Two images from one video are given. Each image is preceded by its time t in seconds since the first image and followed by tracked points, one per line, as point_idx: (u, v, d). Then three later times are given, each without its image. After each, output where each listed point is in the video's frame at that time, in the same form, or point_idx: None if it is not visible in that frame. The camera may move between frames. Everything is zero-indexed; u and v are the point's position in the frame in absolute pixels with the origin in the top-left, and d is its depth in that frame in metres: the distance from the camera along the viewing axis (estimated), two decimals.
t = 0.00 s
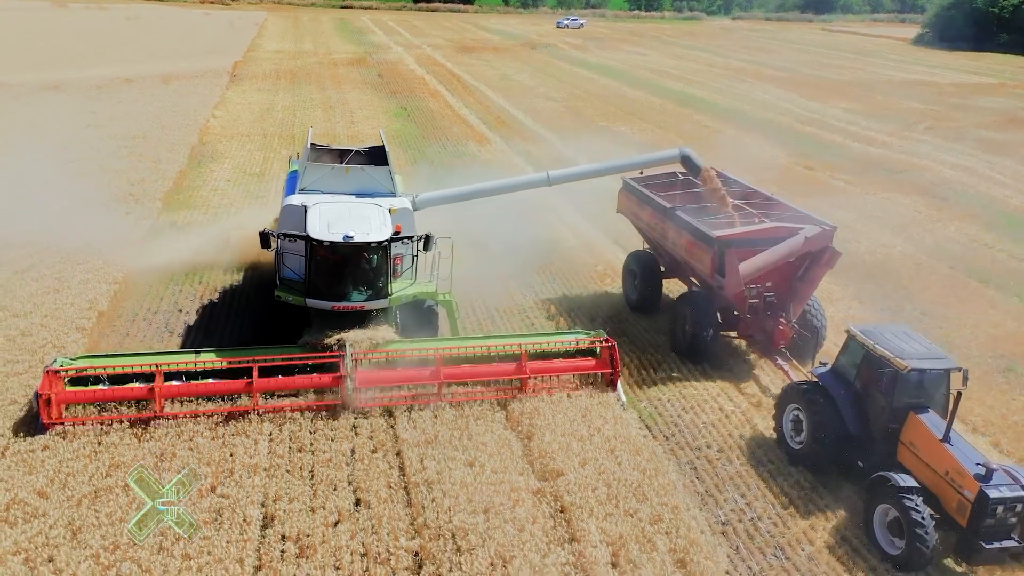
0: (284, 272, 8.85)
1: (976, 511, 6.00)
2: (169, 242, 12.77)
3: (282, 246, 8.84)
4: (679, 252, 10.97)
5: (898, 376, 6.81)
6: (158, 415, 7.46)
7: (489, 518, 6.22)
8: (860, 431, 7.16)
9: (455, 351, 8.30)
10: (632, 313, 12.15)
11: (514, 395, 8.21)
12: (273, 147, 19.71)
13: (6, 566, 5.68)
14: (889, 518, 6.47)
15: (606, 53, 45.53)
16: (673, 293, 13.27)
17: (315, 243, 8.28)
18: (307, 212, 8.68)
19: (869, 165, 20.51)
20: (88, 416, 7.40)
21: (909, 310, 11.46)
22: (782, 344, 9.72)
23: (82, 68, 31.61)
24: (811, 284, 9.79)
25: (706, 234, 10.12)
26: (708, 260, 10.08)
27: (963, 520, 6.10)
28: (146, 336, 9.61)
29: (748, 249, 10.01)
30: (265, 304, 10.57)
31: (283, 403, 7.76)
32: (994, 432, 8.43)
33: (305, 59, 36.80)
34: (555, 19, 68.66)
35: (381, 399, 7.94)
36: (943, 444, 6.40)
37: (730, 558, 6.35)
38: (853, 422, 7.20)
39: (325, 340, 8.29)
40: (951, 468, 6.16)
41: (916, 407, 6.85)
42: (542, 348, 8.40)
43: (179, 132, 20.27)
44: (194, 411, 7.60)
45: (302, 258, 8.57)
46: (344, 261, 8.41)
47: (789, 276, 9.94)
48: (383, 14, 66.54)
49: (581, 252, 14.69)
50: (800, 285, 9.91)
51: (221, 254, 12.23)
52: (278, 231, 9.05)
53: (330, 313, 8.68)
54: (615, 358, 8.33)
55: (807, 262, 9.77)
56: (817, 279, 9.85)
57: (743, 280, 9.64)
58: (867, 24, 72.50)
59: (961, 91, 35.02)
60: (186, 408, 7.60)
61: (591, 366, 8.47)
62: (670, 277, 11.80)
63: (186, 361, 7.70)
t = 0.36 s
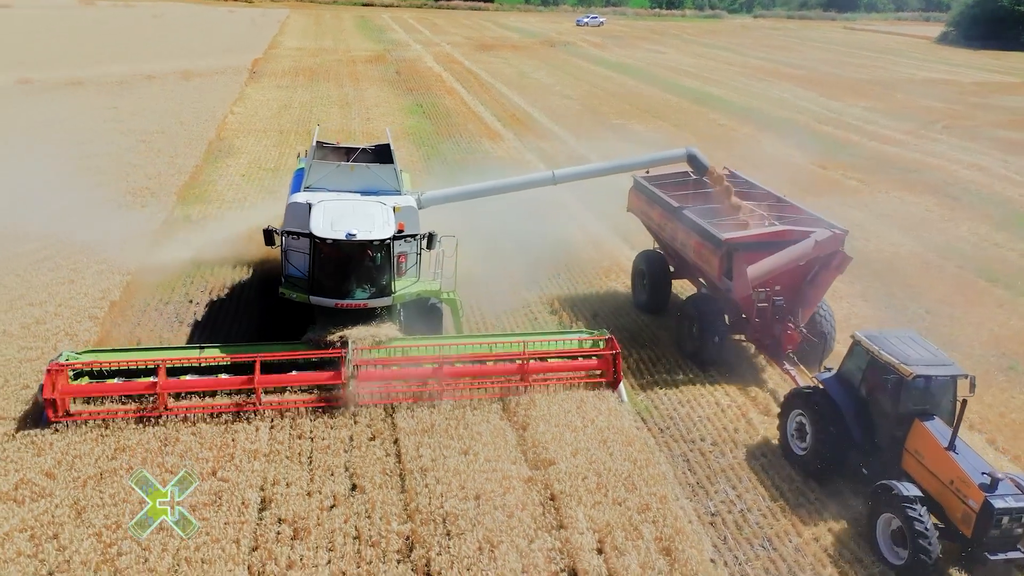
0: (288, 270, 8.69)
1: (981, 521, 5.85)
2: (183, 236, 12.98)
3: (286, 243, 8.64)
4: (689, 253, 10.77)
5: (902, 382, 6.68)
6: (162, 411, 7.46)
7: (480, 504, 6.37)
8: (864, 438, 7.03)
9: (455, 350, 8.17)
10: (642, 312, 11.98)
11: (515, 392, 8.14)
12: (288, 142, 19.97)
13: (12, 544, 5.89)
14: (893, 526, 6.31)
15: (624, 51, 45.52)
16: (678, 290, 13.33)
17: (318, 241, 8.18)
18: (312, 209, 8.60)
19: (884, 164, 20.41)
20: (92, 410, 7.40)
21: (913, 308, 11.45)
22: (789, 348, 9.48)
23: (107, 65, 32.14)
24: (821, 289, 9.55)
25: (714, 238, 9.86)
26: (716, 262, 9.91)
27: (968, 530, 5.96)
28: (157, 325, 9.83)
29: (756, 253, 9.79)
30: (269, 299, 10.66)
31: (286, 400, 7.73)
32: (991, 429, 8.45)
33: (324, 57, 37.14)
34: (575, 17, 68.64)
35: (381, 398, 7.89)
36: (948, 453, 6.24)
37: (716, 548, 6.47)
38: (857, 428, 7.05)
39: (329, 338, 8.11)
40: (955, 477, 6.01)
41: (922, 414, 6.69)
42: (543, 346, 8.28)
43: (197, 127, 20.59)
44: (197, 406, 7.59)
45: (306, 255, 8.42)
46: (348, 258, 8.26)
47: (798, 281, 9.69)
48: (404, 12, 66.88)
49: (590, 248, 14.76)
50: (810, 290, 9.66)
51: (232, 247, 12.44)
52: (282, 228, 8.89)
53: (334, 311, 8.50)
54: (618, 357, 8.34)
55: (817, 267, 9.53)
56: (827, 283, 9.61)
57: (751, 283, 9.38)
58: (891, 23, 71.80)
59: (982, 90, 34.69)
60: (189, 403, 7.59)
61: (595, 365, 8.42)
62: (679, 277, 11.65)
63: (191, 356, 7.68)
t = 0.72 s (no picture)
0: (291, 268, 8.67)
1: (984, 532, 5.66)
2: (195, 229, 13.21)
3: (289, 242, 8.60)
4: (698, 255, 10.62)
5: (905, 390, 6.50)
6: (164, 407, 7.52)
7: (471, 491, 6.52)
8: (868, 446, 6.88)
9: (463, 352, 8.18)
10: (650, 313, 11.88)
11: (516, 392, 8.15)
12: (303, 138, 20.23)
13: (19, 521, 6.12)
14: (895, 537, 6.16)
15: (643, 50, 45.51)
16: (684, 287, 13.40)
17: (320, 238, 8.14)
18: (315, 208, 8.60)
19: (898, 164, 20.29)
20: (95, 406, 7.47)
21: (917, 308, 11.45)
22: (796, 355, 9.33)
23: (130, 61, 32.64)
24: (829, 294, 9.37)
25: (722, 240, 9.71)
26: (723, 265, 9.74)
27: (971, 541, 5.77)
28: (166, 316, 10.07)
29: (764, 257, 9.61)
30: (275, 293, 10.79)
31: (287, 399, 7.77)
32: (987, 428, 8.46)
33: (343, 54, 37.45)
34: (596, 16, 68.59)
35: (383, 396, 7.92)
36: (950, 462, 6.06)
37: (704, 538, 6.58)
38: (860, 436, 6.93)
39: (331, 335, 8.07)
40: (957, 486, 5.84)
41: (925, 422, 6.51)
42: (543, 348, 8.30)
43: (214, 123, 20.91)
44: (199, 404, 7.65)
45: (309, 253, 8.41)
46: (351, 256, 8.25)
47: (806, 285, 9.49)
48: (425, 10, 67.18)
49: (598, 245, 14.84)
50: (818, 295, 9.47)
51: (243, 241, 12.67)
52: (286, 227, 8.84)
53: (337, 310, 8.49)
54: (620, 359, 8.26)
55: (826, 272, 9.35)
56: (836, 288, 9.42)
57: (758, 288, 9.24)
58: (915, 22, 71.11)
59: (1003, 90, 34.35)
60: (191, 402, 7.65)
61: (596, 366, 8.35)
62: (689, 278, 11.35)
63: (194, 354, 7.75)
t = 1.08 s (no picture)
0: (293, 267, 8.79)
1: (984, 544, 5.59)
2: (206, 225, 13.43)
3: (291, 241, 8.74)
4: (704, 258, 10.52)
5: (904, 398, 6.43)
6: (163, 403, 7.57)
7: (461, 480, 6.67)
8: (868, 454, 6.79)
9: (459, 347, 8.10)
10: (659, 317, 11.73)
11: (515, 392, 8.09)
12: (316, 136, 20.47)
13: (23, 502, 6.34)
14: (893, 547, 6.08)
15: (659, 50, 45.46)
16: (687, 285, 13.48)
17: (320, 238, 8.26)
18: (316, 208, 8.71)
19: (910, 165, 20.21)
20: (96, 403, 7.52)
21: (919, 308, 11.47)
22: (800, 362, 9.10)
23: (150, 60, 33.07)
24: (835, 301, 9.21)
25: (727, 243, 9.66)
26: (728, 270, 9.70)
27: (971, 553, 5.69)
28: (174, 308, 10.30)
29: (769, 261, 9.52)
30: (281, 289, 10.92)
31: (285, 396, 7.79)
32: (982, 425, 8.50)
33: (360, 53, 37.73)
34: (614, 16, 68.51)
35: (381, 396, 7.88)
36: (951, 472, 6.00)
37: (691, 528, 6.69)
38: (861, 445, 6.86)
39: (330, 336, 8.05)
40: (957, 497, 5.77)
41: (926, 430, 6.42)
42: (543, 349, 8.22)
43: (230, 121, 21.21)
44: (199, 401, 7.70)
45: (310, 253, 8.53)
46: (351, 256, 8.36)
47: (812, 290, 9.38)
48: (444, 10, 67.37)
49: (604, 245, 14.94)
50: (824, 301, 9.32)
51: (252, 236, 12.89)
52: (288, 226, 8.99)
53: (339, 309, 8.60)
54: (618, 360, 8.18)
55: (832, 278, 9.22)
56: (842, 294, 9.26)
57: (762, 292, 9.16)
58: (938, 23, 70.37)
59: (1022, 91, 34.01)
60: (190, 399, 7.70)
61: (594, 367, 8.29)
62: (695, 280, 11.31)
63: (193, 351, 7.78)
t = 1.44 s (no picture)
0: (290, 266, 8.90)
1: (978, 555, 5.45)
2: (211, 222, 13.62)
3: (288, 241, 8.83)
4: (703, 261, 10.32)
5: (900, 406, 6.26)
6: (157, 402, 7.61)
7: (448, 469, 6.82)
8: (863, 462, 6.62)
9: (450, 352, 8.01)
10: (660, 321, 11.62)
11: (510, 393, 8.11)
12: (324, 135, 20.66)
13: (24, 486, 6.55)
14: (887, 557, 5.96)
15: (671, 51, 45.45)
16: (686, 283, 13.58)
17: (315, 239, 8.36)
18: (312, 208, 8.80)
19: (917, 166, 20.18)
20: (89, 401, 7.55)
21: (916, 307, 11.50)
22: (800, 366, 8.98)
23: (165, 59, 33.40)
24: (836, 306, 9.01)
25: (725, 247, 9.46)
26: (726, 275, 9.48)
27: (965, 564, 5.56)
28: (178, 301, 10.49)
29: (768, 266, 9.33)
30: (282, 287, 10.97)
31: (278, 396, 7.82)
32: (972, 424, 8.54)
33: (372, 53, 37.94)
34: (627, 16, 68.49)
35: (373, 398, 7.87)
36: (945, 481, 5.86)
37: (674, 519, 6.80)
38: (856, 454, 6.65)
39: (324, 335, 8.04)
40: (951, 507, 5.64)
41: (921, 438, 6.27)
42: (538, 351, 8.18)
43: (239, 119, 21.45)
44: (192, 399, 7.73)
45: (306, 253, 8.61)
46: (346, 256, 8.45)
47: (813, 296, 9.20)
48: (458, 10, 67.53)
49: (605, 244, 15.04)
50: (824, 307, 9.13)
51: (256, 233, 13.08)
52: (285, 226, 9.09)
53: (336, 308, 8.75)
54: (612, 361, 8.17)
55: (832, 283, 9.00)
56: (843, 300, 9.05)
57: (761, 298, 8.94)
58: (955, 24, 69.91)
59: None
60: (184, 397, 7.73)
61: (589, 368, 8.25)
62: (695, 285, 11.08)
63: (188, 348, 7.80)
